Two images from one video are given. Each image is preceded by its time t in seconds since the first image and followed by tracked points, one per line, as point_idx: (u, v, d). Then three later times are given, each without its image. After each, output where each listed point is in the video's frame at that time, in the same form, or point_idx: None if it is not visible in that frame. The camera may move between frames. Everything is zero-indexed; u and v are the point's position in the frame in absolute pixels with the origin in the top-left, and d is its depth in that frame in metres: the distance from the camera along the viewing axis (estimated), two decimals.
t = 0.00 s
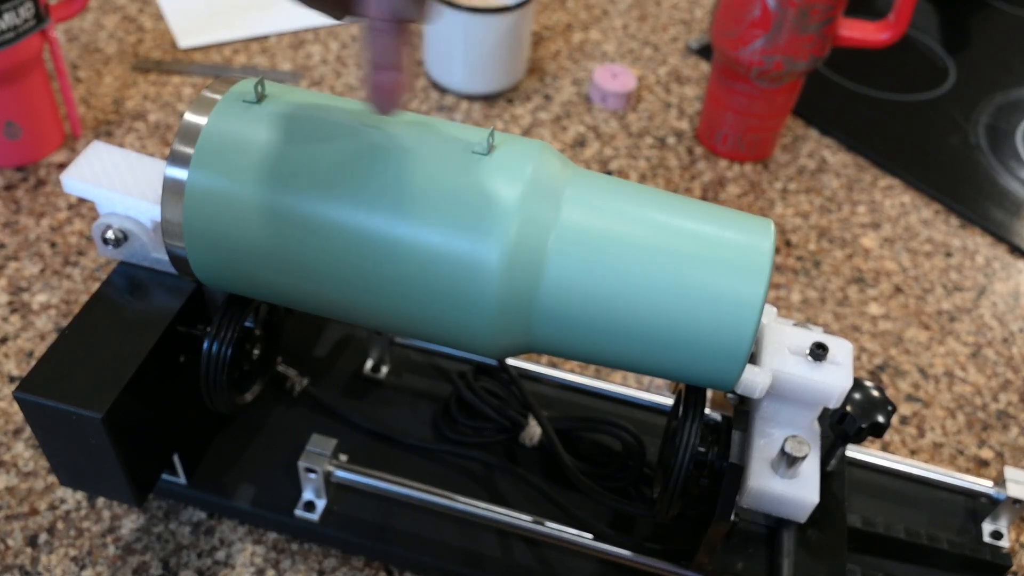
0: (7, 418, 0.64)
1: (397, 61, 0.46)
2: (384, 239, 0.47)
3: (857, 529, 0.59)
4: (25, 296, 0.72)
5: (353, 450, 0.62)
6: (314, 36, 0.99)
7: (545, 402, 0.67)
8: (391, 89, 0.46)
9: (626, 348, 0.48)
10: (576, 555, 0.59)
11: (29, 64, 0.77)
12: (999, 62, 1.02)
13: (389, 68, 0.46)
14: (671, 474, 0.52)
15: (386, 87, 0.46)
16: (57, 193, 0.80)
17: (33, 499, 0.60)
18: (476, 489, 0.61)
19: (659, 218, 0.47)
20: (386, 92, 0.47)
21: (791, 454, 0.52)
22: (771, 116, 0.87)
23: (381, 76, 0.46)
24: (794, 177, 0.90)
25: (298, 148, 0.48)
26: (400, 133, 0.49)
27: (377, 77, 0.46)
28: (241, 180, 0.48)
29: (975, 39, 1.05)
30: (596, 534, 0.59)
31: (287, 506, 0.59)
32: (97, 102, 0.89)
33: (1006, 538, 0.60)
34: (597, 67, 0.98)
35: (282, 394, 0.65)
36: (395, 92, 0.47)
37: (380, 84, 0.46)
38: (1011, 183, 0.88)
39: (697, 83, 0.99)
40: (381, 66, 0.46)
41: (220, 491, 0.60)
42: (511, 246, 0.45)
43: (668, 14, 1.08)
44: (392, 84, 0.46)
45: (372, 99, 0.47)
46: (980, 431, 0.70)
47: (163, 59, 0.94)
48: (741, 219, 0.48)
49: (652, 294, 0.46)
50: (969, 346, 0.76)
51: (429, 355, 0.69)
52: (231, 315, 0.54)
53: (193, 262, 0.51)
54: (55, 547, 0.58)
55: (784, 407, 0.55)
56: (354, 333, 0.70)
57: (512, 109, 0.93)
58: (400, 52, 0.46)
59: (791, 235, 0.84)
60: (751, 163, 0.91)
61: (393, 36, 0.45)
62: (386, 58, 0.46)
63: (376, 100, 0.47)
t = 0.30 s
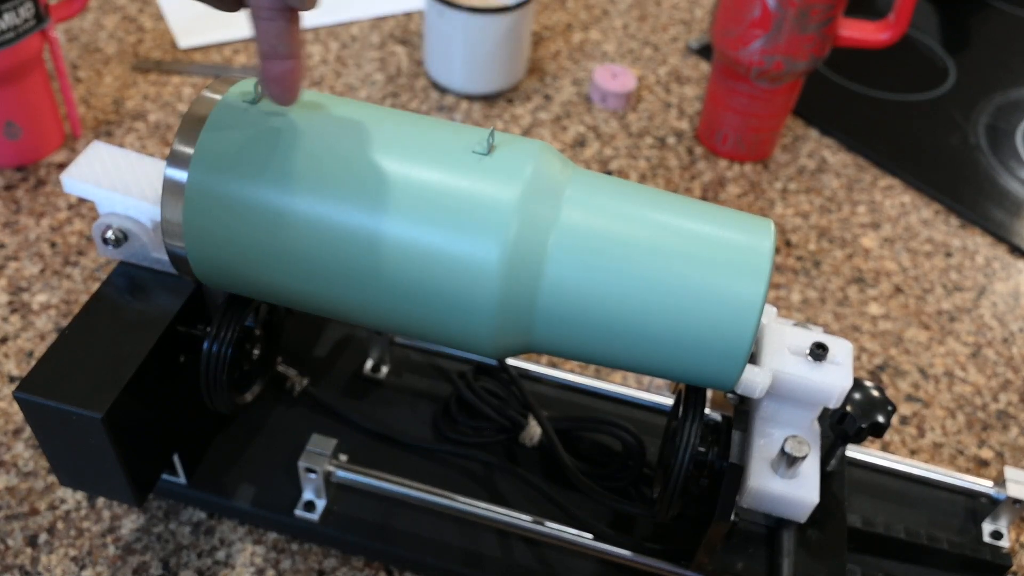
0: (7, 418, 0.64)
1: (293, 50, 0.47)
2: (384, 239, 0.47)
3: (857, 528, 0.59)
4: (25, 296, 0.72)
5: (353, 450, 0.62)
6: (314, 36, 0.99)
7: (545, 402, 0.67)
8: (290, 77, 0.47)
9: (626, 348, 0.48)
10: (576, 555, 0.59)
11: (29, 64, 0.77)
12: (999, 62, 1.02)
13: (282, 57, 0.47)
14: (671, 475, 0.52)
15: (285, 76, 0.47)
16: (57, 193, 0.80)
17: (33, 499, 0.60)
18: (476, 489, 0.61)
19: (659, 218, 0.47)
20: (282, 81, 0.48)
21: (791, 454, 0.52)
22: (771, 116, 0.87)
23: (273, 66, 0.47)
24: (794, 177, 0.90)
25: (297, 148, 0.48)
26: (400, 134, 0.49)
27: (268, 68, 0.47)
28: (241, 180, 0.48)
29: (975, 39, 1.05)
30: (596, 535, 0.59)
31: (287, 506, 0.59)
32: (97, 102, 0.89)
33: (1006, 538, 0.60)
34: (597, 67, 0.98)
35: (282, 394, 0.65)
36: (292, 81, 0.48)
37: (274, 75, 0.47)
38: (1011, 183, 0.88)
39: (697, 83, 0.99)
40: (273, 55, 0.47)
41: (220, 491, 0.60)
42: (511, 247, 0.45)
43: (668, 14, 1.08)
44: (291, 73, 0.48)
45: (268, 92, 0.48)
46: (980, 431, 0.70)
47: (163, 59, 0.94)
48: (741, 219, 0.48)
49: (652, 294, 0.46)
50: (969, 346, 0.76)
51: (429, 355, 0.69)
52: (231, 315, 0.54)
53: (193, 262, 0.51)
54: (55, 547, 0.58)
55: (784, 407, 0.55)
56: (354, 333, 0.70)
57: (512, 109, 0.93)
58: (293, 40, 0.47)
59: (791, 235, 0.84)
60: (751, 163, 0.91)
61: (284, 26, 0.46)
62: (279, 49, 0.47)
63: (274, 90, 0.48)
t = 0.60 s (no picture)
0: (7, 418, 0.64)
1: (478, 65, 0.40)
2: (385, 240, 0.47)
3: (857, 529, 0.59)
4: (25, 296, 0.72)
5: (353, 450, 0.62)
6: (314, 36, 0.99)
7: (545, 402, 0.67)
8: (473, 96, 0.41)
9: (626, 348, 0.48)
10: (576, 555, 0.59)
11: (29, 64, 0.77)
12: (999, 62, 1.02)
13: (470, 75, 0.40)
14: (671, 475, 0.52)
15: (470, 96, 0.41)
16: (57, 193, 0.80)
17: (33, 499, 0.60)
18: (476, 489, 0.61)
19: (659, 218, 0.47)
20: (468, 102, 0.41)
21: (791, 454, 0.52)
22: (771, 116, 0.87)
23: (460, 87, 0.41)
24: (794, 177, 0.90)
25: (297, 149, 0.48)
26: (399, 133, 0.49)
27: (450, 88, 0.41)
28: (240, 181, 0.48)
29: (975, 39, 1.05)
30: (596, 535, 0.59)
31: (287, 506, 0.59)
32: (97, 102, 0.89)
33: (1006, 538, 0.60)
34: (598, 67, 0.98)
35: (283, 394, 0.65)
36: (476, 101, 0.41)
37: (459, 94, 0.41)
38: (1012, 183, 0.88)
39: (697, 83, 0.99)
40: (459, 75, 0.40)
41: (220, 491, 0.60)
42: (511, 246, 0.45)
43: (668, 14, 1.08)
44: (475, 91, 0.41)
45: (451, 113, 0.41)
46: (980, 431, 0.70)
47: (163, 59, 0.94)
48: (741, 219, 0.48)
49: (652, 294, 0.46)
50: (969, 346, 0.76)
51: (429, 355, 0.69)
52: (231, 315, 0.54)
53: (193, 262, 0.51)
54: (55, 547, 0.58)
55: (784, 407, 0.55)
56: (355, 333, 0.70)
57: (512, 109, 0.93)
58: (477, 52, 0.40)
59: (791, 236, 0.84)
60: (751, 163, 0.91)
61: (472, 41, 0.39)
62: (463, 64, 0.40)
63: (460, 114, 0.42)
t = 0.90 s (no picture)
0: (7, 418, 0.64)
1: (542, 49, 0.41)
2: (384, 240, 0.47)
3: (857, 529, 0.59)
4: (24, 296, 0.72)
5: (353, 450, 0.62)
6: (314, 36, 0.99)
7: (545, 402, 0.66)
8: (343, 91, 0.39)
9: (625, 348, 0.48)
10: (576, 555, 0.59)
11: (29, 64, 0.77)
12: (999, 63, 1.02)
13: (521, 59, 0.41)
14: (671, 475, 0.52)
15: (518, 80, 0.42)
16: (57, 193, 0.80)
17: (33, 499, 0.60)
18: (476, 489, 0.61)
19: (659, 219, 0.47)
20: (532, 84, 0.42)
21: (791, 454, 0.52)
22: (771, 115, 0.87)
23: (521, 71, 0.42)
24: (794, 177, 0.90)
25: (296, 149, 0.48)
26: (399, 134, 0.49)
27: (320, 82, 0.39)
28: (240, 180, 0.48)
29: (975, 40, 1.05)
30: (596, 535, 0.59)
31: (287, 506, 0.59)
32: (97, 102, 0.89)
33: (1006, 538, 0.60)
34: (598, 67, 0.98)
35: (282, 394, 0.65)
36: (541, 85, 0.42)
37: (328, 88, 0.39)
38: (1012, 183, 0.88)
39: (697, 83, 0.99)
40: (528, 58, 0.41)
41: (220, 491, 0.60)
42: (511, 247, 0.45)
43: (668, 14, 1.08)
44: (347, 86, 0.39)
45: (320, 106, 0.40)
46: (980, 431, 0.70)
47: (163, 59, 0.94)
48: (741, 219, 0.48)
49: (652, 295, 0.46)
50: (969, 346, 0.76)
51: (429, 355, 0.69)
52: (231, 315, 0.54)
53: (193, 262, 0.51)
54: (55, 547, 0.58)
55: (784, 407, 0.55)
56: (355, 333, 0.70)
57: (512, 109, 0.93)
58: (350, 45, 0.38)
59: (791, 235, 0.84)
60: (751, 163, 0.91)
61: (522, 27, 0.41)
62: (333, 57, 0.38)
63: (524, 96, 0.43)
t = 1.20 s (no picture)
0: (7, 418, 0.64)
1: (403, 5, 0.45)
2: (384, 240, 0.47)
3: (857, 528, 0.59)
4: (25, 296, 0.72)
5: (353, 450, 0.62)
6: (314, 36, 0.99)
7: (545, 402, 0.66)
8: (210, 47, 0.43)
9: (626, 348, 0.48)
10: (576, 555, 0.59)
11: (29, 64, 0.77)
12: (999, 63, 1.02)
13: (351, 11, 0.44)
14: (671, 475, 0.52)
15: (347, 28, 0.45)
16: (57, 193, 0.80)
17: (33, 499, 0.60)
18: (476, 489, 0.61)
19: (659, 219, 0.47)
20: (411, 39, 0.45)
21: (791, 454, 0.52)
22: (771, 116, 0.87)
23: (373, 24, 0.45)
24: (794, 177, 0.90)
25: (296, 149, 0.48)
26: (399, 134, 0.49)
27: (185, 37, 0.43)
28: (240, 180, 0.48)
29: (974, 40, 1.05)
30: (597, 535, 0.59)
31: (287, 506, 0.59)
32: (97, 102, 0.89)
33: (1006, 538, 0.60)
34: (598, 67, 0.98)
35: (282, 394, 0.65)
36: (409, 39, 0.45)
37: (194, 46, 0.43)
38: (1012, 183, 0.88)
39: (697, 83, 0.99)
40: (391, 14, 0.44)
41: (220, 491, 0.60)
42: (511, 247, 0.45)
43: (668, 14, 1.08)
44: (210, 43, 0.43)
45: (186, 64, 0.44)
46: (980, 432, 0.70)
47: (163, 59, 0.94)
48: (741, 219, 0.48)
49: (652, 295, 0.46)
50: (970, 346, 0.76)
51: (429, 355, 0.69)
52: (231, 316, 0.54)
53: (193, 262, 0.51)
54: (55, 547, 0.58)
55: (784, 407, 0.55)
56: (354, 333, 0.70)
57: (512, 109, 0.93)
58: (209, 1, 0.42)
59: (791, 236, 0.84)
60: (751, 163, 0.91)
61: None
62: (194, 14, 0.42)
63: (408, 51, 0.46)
